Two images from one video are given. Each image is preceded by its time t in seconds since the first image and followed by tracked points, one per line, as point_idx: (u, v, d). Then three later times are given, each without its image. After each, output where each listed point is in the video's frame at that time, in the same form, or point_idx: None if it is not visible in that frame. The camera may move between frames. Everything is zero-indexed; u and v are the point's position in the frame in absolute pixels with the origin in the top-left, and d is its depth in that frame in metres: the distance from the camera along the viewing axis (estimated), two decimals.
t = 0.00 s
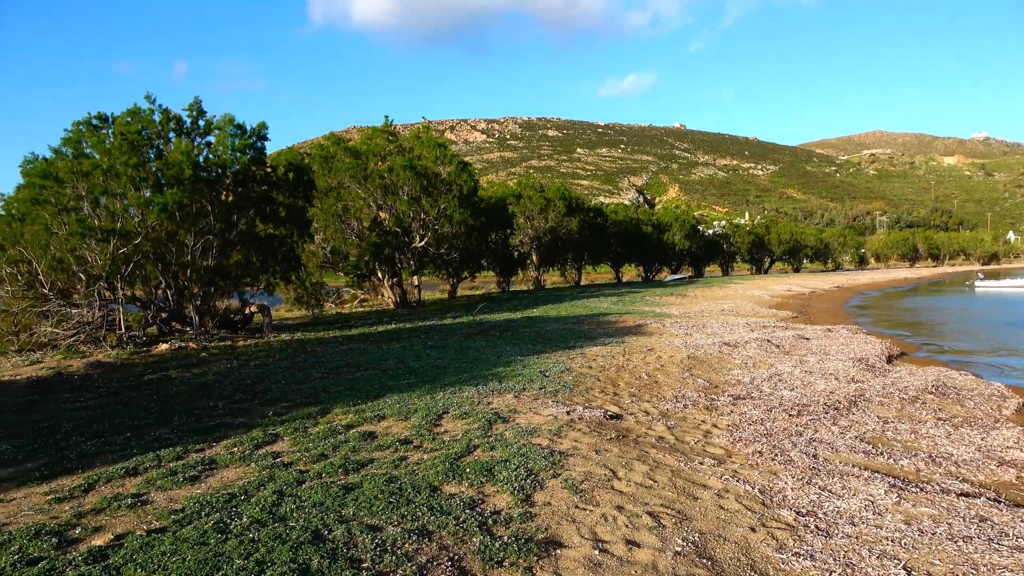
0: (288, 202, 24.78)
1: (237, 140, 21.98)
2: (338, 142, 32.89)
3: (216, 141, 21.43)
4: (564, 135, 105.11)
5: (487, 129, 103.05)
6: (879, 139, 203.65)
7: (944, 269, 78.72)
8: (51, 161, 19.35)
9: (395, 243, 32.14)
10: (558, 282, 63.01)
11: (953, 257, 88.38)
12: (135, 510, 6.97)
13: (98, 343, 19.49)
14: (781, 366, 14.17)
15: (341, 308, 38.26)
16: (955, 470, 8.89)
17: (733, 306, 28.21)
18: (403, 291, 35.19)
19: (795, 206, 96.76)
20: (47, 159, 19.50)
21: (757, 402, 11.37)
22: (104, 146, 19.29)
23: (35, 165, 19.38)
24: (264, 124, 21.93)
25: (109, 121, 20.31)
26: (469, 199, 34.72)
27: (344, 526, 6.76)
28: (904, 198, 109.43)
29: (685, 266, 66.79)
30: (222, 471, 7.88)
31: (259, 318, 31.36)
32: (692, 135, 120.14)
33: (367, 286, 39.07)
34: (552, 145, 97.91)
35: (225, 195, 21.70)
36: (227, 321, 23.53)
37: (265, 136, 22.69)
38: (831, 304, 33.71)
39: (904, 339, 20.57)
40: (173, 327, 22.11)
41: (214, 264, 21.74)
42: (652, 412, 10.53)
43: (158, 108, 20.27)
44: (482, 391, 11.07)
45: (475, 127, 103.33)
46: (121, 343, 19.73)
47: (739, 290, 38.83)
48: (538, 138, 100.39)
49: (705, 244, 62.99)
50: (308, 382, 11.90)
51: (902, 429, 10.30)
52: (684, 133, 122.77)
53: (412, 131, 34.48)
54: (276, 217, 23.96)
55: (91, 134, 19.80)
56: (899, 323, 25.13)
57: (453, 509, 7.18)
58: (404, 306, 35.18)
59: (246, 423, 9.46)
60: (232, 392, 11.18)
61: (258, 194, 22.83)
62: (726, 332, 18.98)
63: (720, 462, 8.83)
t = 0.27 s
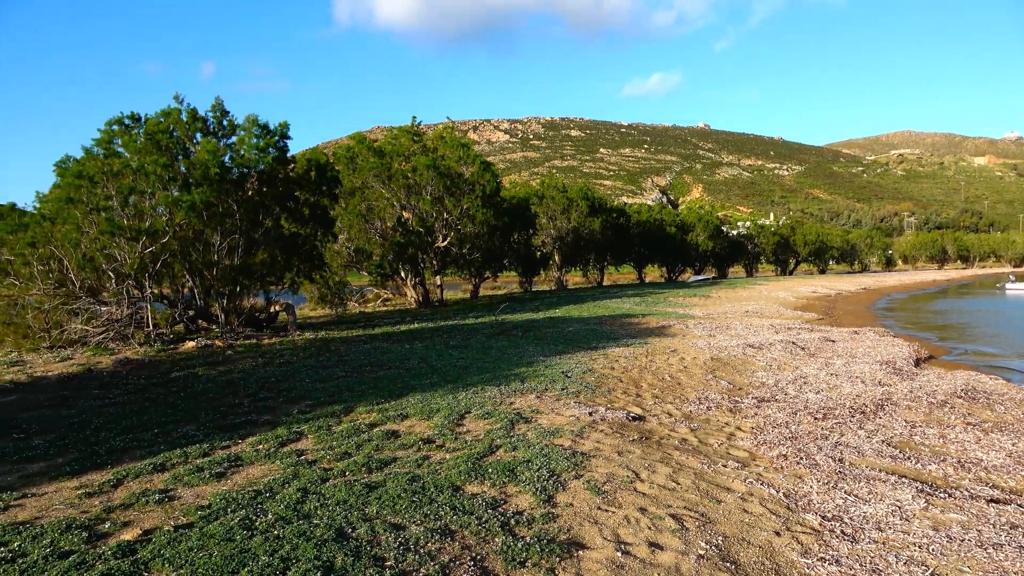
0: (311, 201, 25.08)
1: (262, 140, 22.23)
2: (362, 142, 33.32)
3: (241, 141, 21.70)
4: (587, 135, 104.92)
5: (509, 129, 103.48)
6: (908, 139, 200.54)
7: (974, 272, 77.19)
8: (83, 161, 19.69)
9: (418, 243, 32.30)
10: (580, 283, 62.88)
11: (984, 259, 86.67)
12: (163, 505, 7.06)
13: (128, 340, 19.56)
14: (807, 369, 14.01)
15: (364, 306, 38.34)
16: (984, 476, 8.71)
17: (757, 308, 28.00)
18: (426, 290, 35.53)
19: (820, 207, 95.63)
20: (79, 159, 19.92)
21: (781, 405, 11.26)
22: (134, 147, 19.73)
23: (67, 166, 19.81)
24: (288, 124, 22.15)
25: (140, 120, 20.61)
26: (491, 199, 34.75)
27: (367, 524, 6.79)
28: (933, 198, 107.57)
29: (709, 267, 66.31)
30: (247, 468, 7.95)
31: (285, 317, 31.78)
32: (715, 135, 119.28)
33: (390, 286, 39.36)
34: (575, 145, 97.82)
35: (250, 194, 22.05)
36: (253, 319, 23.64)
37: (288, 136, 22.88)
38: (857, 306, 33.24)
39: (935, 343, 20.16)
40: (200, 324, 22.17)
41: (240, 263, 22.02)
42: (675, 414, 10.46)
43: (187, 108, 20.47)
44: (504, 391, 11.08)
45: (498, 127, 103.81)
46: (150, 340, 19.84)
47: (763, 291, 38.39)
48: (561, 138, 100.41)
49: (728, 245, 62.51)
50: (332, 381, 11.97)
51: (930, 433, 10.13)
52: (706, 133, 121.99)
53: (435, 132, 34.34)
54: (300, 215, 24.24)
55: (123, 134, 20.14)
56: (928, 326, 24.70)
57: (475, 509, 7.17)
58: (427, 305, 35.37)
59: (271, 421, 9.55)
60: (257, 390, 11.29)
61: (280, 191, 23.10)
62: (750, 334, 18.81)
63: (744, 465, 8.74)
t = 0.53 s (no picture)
0: (333, 203, 25.14)
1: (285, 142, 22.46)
2: (383, 144, 33.49)
3: (265, 144, 21.94)
4: (608, 136, 104.91)
5: (529, 130, 103.94)
6: (932, 139, 197.68)
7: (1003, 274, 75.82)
8: (110, 164, 20.10)
9: (439, 244, 32.60)
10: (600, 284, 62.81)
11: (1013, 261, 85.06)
12: (188, 505, 7.13)
13: (152, 340, 19.57)
14: (830, 372, 13.87)
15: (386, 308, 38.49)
16: (1015, 483, 8.53)
17: (779, 310, 27.82)
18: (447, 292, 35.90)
19: (843, 208, 94.60)
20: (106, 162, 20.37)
21: (805, 408, 11.14)
22: (159, 149, 20.01)
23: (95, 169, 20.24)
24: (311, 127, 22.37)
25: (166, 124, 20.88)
26: (512, 201, 34.82)
27: (389, 525, 6.80)
28: (960, 199, 105.82)
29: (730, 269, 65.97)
30: (271, 468, 8.00)
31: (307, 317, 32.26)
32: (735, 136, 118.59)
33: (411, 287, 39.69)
34: (596, 146, 97.91)
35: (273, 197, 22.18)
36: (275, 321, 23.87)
37: (312, 141, 23.11)
38: (882, 309, 32.80)
39: (962, 346, 19.84)
40: (223, 325, 22.29)
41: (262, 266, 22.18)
42: (697, 417, 10.39)
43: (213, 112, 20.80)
44: (525, 394, 11.07)
45: (519, 129, 104.45)
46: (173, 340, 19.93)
47: (786, 293, 38.05)
48: (581, 139, 100.55)
49: (751, 246, 62.12)
50: (353, 382, 12.03)
51: (957, 438, 9.96)
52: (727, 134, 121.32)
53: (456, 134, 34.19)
54: (322, 217, 24.36)
55: (149, 137, 20.44)
56: (955, 329, 24.34)
57: (497, 511, 7.15)
58: (448, 307, 35.69)
59: (293, 421, 9.61)
60: (280, 390, 11.38)
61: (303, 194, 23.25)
62: (773, 336, 18.66)
63: (767, 469, 8.65)
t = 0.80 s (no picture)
0: (362, 209, 25.13)
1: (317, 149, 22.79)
2: (410, 149, 33.64)
3: (296, 150, 22.26)
4: (635, 139, 104.64)
5: (555, 134, 104.54)
6: (966, 142, 193.78)
7: None
8: (144, 170, 20.55)
9: (466, 248, 32.78)
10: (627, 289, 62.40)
11: None
12: (221, 506, 7.21)
13: (184, 343, 20.25)
14: (863, 378, 13.63)
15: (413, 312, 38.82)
16: None
17: (809, 314, 27.48)
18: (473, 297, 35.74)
19: (874, 211, 92.99)
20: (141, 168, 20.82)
21: (837, 414, 10.96)
22: (191, 155, 20.32)
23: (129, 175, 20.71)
24: (345, 137, 22.72)
25: (198, 130, 21.30)
26: (538, 205, 34.85)
27: (419, 528, 6.81)
28: (996, 201, 103.29)
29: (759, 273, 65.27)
30: (301, 470, 8.05)
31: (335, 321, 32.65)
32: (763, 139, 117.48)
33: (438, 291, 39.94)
34: (623, 149, 97.65)
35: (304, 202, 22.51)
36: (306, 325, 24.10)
37: (344, 147, 23.39)
38: (916, 314, 32.16)
39: (998, 352, 19.41)
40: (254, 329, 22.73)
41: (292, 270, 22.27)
42: (727, 423, 10.27)
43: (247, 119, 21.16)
44: (553, 398, 11.05)
45: (545, 133, 105.05)
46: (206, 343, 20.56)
47: (816, 298, 37.47)
48: (606, 143, 100.46)
49: (780, 250, 61.38)
50: (382, 385, 12.09)
51: (995, 446, 9.71)
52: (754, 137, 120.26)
53: (482, 138, 34.62)
54: (351, 223, 24.39)
55: (181, 143, 20.88)
56: (994, 335, 23.76)
57: (526, 515, 7.13)
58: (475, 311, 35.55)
59: (323, 424, 9.67)
60: (309, 393, 11.48)
61: (333, 201, 23.42)
62: (803, 341, 18.40)
63: (800, 476, 8.52)
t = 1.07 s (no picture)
0: (403, 213, 25.66)
1: (359, 155, 23.06)
2: (448, 154, 34.84)
3: (339, 155, 22.59)
4: (675, 141, 103.78)
5: (592, 138, 105.12)
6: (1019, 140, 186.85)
7: None
8: (192, 175, 21.09)
9: (504, 252, 33.63)
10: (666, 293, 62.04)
11: None
12: (266, 505, 7.32)
13: (229, 345, 20.74)
14: (911, 384, 13.24)
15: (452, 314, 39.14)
16: None
17: (854, 318, 26.88)
18: (511, 300, 36.03)
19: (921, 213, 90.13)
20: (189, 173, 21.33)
21: (884, 421, 10.70)
22: (236, 160, 20.69)
23: (178, 180, 21.25)
24: (385, 145, 23.15)
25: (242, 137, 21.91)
26: (576, 208, 34.82)
27: (460, 531, 6.82)
28: None
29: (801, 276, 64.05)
30: (344, 471, 8.14)
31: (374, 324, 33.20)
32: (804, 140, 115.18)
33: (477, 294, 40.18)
34: (662, 152, 97.05)
35: (346, 207, 22.83)
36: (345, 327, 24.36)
37: (386, 152, 23.65)
38: (967, 319, 31.10)
39: None
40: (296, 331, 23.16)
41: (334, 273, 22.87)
42: (770, 428, 10.10)
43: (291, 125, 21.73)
44: (592, 402, 11.01)
45: (582, 136, 105.71)
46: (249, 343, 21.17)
47: (861, 302, 36.67)
48: (645, 145, 100.17)
49: (824, 252, 60.09)
50: (421, 388, 12.18)
51: None
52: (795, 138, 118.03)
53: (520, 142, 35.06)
54: (391, 228, 24.81)
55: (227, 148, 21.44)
56: None
57: (567, 519, 7.08)
58: (512, 314, 35.80)
59: (364, 426, 9.77)
60: (350, 395, 11.64)
61: (374, 206, 23.74)
62: (849, 346, 17.99)
63: (846, 483, 8.33)
